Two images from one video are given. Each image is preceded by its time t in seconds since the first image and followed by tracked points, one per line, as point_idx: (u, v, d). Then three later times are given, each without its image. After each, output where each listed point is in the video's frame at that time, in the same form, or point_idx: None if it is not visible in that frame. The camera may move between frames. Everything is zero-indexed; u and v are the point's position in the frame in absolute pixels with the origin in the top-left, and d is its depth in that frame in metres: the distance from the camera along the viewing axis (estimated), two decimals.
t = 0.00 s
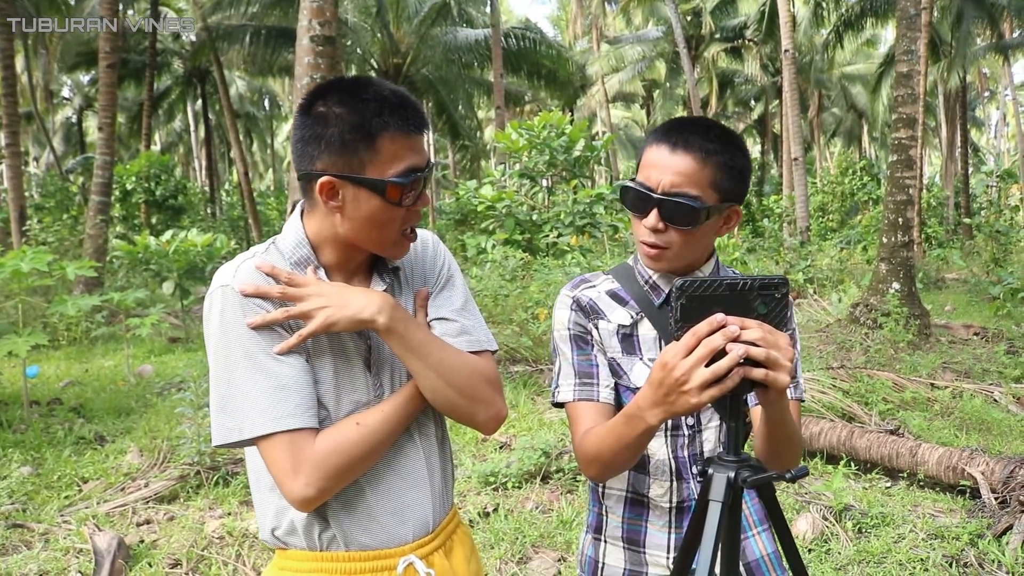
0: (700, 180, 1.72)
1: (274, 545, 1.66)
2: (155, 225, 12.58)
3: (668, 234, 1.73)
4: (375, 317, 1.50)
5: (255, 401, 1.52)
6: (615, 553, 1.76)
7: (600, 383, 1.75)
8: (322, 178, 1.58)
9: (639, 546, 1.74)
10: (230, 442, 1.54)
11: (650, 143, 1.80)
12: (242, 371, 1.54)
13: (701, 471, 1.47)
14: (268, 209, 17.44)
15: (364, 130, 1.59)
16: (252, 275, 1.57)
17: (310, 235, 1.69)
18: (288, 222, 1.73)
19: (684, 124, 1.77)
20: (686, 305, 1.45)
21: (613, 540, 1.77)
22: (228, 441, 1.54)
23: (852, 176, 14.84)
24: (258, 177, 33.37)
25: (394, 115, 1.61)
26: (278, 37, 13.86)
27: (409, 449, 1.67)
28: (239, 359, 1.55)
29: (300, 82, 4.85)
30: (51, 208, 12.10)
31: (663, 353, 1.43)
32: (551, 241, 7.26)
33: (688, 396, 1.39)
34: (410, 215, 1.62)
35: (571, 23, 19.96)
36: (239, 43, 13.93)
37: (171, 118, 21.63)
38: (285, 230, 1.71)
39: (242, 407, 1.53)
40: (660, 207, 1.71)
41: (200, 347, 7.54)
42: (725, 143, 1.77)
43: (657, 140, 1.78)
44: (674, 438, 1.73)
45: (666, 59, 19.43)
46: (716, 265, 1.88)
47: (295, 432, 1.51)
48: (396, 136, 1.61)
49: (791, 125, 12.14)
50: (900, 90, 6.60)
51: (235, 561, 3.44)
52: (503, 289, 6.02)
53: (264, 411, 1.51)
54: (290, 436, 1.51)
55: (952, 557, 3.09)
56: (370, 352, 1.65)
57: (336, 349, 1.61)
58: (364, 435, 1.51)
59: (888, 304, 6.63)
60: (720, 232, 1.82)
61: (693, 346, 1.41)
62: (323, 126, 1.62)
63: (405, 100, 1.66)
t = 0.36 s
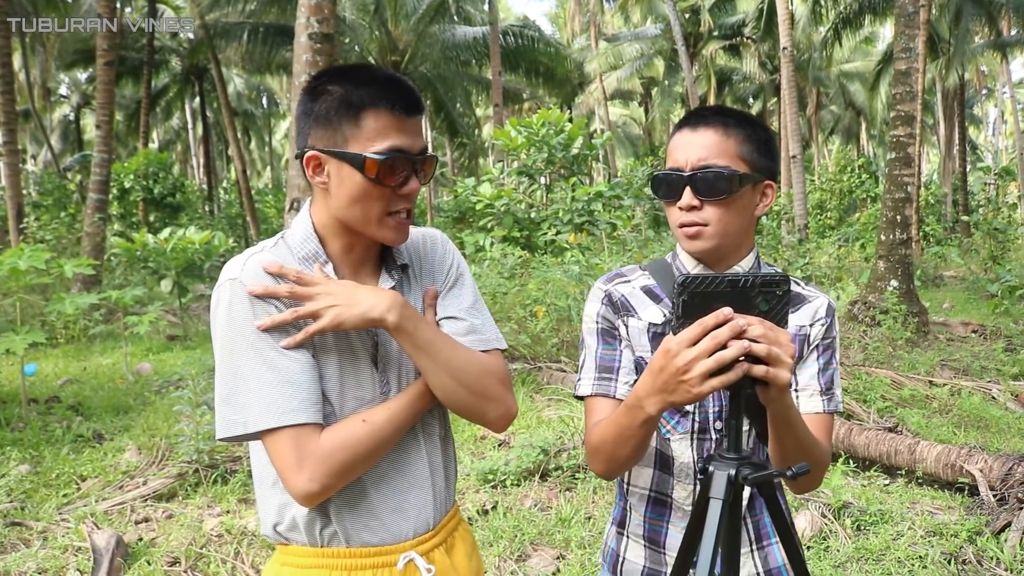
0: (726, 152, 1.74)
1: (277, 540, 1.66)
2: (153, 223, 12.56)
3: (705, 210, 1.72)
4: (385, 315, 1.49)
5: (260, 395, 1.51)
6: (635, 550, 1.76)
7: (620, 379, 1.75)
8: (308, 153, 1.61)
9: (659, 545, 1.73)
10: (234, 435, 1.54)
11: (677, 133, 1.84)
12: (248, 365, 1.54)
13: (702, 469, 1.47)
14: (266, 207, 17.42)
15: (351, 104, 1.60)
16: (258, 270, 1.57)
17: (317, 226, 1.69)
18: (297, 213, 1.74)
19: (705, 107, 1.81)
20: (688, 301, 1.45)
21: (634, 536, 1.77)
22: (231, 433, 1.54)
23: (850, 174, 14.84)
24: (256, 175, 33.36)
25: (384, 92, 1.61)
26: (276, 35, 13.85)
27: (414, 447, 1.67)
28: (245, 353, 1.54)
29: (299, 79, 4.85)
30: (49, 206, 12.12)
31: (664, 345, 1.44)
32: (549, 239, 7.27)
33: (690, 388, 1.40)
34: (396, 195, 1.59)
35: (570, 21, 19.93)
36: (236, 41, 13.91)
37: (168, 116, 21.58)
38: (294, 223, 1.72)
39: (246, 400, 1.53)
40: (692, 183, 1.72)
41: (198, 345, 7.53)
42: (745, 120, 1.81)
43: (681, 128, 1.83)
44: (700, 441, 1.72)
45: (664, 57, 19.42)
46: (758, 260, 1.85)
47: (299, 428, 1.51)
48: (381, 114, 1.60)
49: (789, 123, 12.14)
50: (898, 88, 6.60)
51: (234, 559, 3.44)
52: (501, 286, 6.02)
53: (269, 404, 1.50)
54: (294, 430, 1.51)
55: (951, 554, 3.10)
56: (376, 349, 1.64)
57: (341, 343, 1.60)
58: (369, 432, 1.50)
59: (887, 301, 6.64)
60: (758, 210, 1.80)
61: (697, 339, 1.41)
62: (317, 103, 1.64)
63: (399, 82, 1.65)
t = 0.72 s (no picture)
0: (736, 145, 1.74)
1: (283, 528, 1.68)
2: (151, 224, 12.54)
3: (715, 203, 1.71)
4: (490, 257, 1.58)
5: (268, 372, 1.53)
6: (643, 546, 1.77)
7: (633, 377, 1.75)
8: (319, 139, 1.70)
9: (665, 542, 1.73)
10: (243, 410, 1.57)
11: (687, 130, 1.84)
12: (260, 341, 1.56)
13: (701, 465, 1.47)
14: (263, 207, 17.40)
15: (360, 93, 1.67)
16: (276, 252, 1.62)
17: (333, 215, 1.73)
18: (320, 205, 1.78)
19: (715, 103, 1.82)
20: (686, 299, 1.44)
21: (643, 533, 1.77)
22: (242, 408, 1.56)
23: (848, 170, 14.83)
24: (254, 175, 33.34)
25: (392, 82, 1.67)
26: (273, 35, 13.82)
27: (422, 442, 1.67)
28: (258, 332, 1.57)
29: (295, 79, 4.84)
30: (47, 207, 12.11)
31: (663, 343, 1.44)
32: (547, 236, 7.28)
33: (689, 384, 1.39)
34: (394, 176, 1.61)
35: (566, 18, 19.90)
36: (233, 41, 13.89)
37: (165, 116, 21.54)
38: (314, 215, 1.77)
39: (256, 375, 1.55)
40: (702, 177, 1.72)
41: (197, 345, 7.52)
42: (756, 114, 1.81)
43: (692, 125, 1.83)
44: (708, 438, 1.72)
45: (661, 54, 19.40)
46: (769, 255, 1.84)
47: (307, 401, 1.52)
48: (385, 102, 1.65)
49: (787, 120, 12.14)
50: (896, 83, 6.60)
51: (234, 559, 3.43)
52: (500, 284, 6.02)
53: (276, 380, 1.52)
54: (302, 404, 1.51)
55: (952, 549, 3.10)
56: (386, 338, 1.66)
57: (355, 326, 1.63)
58: (376, 407, 1.48)
59: (885, 297, 6.65)
60: (770, 203, 1.80)
61: (695, 337, 1.40)
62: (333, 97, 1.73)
63: (404, 72, 1.69)
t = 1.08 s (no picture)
0: (732, 146, 1.75)
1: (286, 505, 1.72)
2: (148, 220, 12.52)
3: (718, 205, 1.71)
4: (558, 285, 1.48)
5: (280, 362, 1.57)
6: (630, 545, 1.77)
7: (624, 375, 1.74)
8: (374, 148, 1.70)
9: (651, 540, 1.73)
10: (257, 394, 1.60)
11: (670, 131, 1.84)
12: (276, 330, 1.59)
13: (698, 463, 1.47)
14: (261, 204, 17.38)
15: (421, 108, 1.66)
16: (307, 246, 1.65)
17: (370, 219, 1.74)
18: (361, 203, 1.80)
19: (700, 102, 1.82)
20: (684, 296, 1.44)
21: (629, 532, 1.78)
22: (256, 392, 1.60)
23: (845, 170, 14.84)
24: (252, 171, 33.30)
25: (454, 101, 1.65)
26: (271, 31, 13.77)
27: (426, 436, 1.67)
28: (277, 322, 1.60)
29: (294, 76, 4.82)
30: (43, 203, 12.10)
31: (663, 342, 1.44)
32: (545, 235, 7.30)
33: (686, 383, 1.39)
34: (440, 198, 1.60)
35: (565, 17, 19.86)
36: (231, 37, 13.85)
37: (163, 112, 21.48)
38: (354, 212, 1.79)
39: (270, 362, 1.58)
40: (703, 180, 1.72)
41: (194, 342, 7.51)
42: (740, 112, 1.83)
43: (679, 123, 1.82)
44: (699, 433, 1.72)
45: (659, 53, 19.36)
46: (756, 252, 1.84)
47: (312, 395, 1.54)
48: (445, 125, 1.63)
49: (785, 119, 12.13)
50: (894, 83, 6.59)
51: (230, 556, 3.43)
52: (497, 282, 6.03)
53: (287, 371, 1.55)
54: (307, 397, 1.54)
55: (946, 548, 3.10)
56: (405, 337, 1.67)
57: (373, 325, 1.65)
58: (378, 410, 1.51)
59: (882, 296, 6.65)
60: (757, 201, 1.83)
61: (694, 334, 1.41)
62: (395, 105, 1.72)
63: (471, 95, 1.68)
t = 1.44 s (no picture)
0: (714, 145, 1.75)
1: (282, 515, 1.70)
2: (143, 219, 12.48)
3: (712, 205, 1.70)
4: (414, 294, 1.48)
5: (270, 375, 1.55)
6: (622, 547, 1.77)
7: (611, 383, 1.74)
8: (356, 143, 1.62)
9: (645, 540, 1.74)
10: (248, 412, 1.58)
11: (641, 136, 1.80)
12: (262, 344, 1.57)
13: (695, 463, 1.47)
14: (257, 202, 17.34)
15: (396, 96, 1.64)
16: (282, 258, 1.60)
17: (343, 215, 1.71)
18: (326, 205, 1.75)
19: (669, 105, 1.80)
20: (681, 294, 1.44)
21: (621, 534, 1.77)
22: (247, 409, 1.58)
23: (841, 169, 14.89)
24: (247, 170, 33.25)
25: (424, 87, 1.67)
26: (266, 30, 13.74)
27: (421, 437, 1.67)
28: (262, 334, 1.57)
29: (290, 74, 4.81)
30: (38, 202, 12.07)
31: (659, 340, 1.44)
32: (541, 233, 7.30)
33: (684, 381, 1.40)
34: (441, 180, 1.64)
35: (561, 15, 19.84)
36: (227, 35, 13.82)
37: (158, 111, 21.42)
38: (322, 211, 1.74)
39: (259, 377, 1.56)
40: (698, 179, 1.69)
41: (190, 341, 7.50)
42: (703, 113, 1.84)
43: (654, 126, 1.78)
44: (686, 434, 1.73)
45: (655, 52, 19.37)
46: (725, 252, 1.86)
47: (304, 408, 1.53)
48: (425, 105, 1.66)
49: (780, 118, 12.16)
50: (889, 82, 6.63)
51: (227, 554, 3.43)
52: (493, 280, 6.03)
53: (278, 383, 1.54)
54: (300, 410, 1.53)
55: (942, 546, 3.12)
56: (393, 335, 1.66)
57: (358, 330, 1.62)
58: (374, 417, 1.52)
59: (877, 295, 6.67)
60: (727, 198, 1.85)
61: (691, 333, 1.41)
62: (356, 97, 1.67)
63: (430, 74, 1.71)
